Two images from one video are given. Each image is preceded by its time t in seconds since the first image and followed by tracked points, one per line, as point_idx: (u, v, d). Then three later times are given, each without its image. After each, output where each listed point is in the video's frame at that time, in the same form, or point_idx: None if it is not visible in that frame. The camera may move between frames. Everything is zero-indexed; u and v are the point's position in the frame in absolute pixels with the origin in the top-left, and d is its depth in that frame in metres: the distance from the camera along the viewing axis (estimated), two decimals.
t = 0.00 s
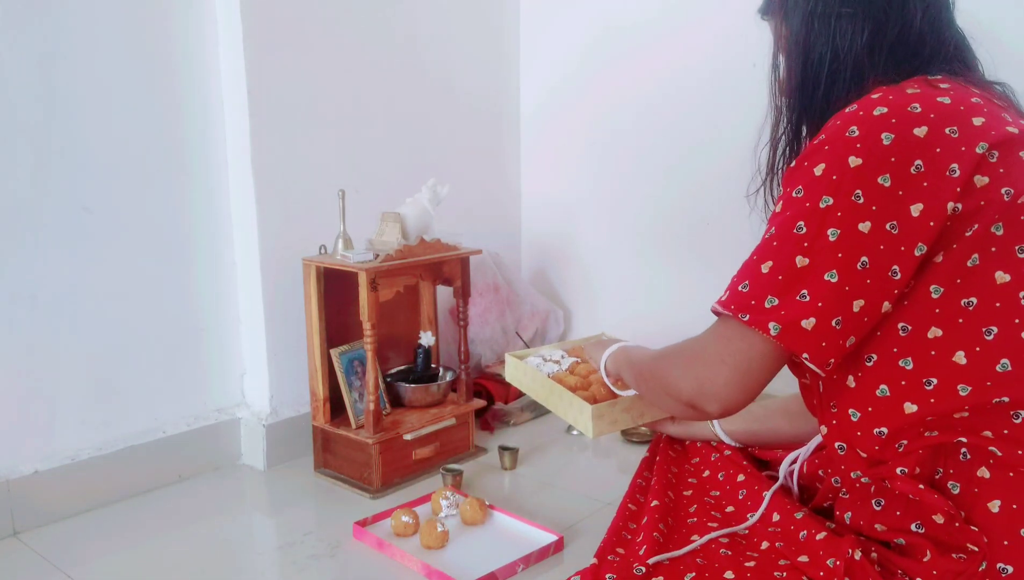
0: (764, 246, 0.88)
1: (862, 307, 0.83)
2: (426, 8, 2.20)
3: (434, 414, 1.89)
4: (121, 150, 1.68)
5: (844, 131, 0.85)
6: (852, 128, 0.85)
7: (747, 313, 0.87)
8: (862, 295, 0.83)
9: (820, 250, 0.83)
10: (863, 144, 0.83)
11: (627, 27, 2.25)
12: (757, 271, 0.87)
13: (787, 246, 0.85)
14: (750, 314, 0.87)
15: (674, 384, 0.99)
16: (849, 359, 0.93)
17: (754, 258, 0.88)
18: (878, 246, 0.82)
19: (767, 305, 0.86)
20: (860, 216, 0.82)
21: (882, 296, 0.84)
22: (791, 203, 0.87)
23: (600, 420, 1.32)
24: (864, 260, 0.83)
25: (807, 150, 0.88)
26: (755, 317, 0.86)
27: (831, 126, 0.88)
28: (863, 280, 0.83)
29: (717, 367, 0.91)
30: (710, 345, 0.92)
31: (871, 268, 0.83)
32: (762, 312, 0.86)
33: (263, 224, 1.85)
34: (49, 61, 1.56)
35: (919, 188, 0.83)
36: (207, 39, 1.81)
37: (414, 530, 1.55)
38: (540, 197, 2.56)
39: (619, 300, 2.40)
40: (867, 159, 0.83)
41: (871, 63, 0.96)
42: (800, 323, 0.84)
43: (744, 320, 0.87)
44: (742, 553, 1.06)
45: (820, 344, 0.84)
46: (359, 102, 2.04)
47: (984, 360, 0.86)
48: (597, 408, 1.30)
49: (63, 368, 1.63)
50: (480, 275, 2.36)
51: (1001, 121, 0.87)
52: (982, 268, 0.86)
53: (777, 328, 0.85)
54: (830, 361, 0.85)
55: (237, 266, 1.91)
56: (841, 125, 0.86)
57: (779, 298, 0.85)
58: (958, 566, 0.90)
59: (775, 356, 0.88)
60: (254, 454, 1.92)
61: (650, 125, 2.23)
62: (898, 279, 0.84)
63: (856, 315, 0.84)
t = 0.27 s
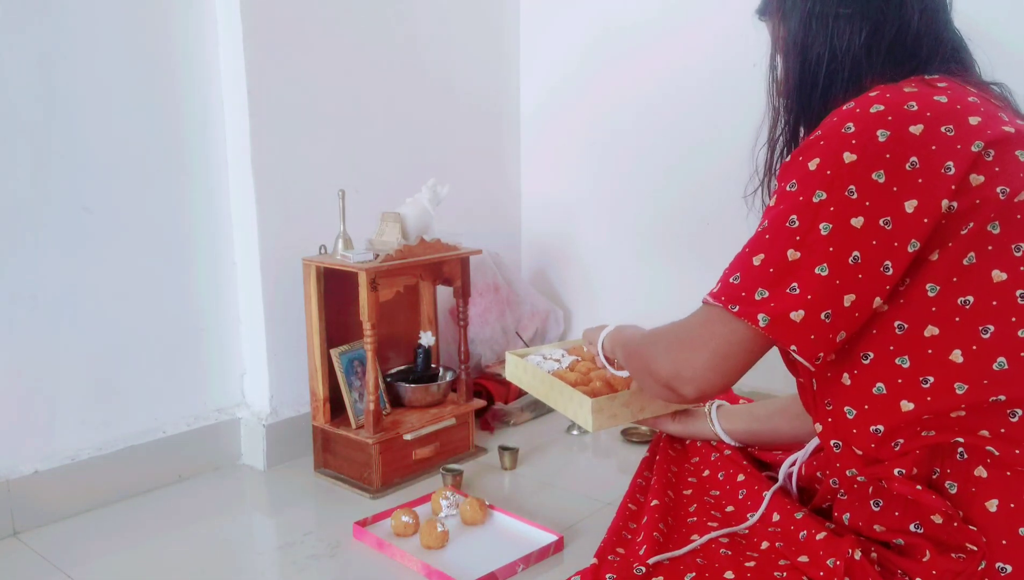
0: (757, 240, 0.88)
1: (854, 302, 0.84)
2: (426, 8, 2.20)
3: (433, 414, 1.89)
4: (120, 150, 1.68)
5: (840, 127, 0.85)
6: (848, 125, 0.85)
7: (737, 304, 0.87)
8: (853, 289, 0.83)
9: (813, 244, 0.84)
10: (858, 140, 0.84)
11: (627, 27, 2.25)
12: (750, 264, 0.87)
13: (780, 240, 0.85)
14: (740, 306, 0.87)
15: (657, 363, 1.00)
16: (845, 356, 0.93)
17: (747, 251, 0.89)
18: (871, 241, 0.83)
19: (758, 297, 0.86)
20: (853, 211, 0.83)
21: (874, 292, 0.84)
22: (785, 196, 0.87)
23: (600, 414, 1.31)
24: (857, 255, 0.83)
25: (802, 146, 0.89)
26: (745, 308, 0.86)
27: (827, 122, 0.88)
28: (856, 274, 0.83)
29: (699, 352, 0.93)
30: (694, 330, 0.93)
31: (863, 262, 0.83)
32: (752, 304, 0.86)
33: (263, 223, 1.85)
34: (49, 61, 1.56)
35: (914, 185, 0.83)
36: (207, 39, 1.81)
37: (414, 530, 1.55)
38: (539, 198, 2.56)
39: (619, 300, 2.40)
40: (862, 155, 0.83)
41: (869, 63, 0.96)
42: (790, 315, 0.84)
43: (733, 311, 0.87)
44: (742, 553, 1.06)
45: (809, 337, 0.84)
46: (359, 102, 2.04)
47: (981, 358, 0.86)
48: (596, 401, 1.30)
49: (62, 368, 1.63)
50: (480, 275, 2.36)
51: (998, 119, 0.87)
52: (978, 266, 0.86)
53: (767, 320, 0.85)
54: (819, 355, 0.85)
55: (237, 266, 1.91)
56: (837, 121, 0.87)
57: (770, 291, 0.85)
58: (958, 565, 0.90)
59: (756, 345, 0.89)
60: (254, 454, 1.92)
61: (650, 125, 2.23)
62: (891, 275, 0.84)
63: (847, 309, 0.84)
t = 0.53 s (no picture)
0: (744, 241, 0.88)
1: (841, 303, 0.84)
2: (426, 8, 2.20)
3: (433, 414, 1.89)
4: (120, 150, 1.68)
5: (828, 130, 0.86)
6: (836, 127, 0.85)
7: (722, 304, 0.88)
8: (840, 291, 0.83)
9: (799, 246, 0.84)
10: (845, 143, 0.84)
11: (627, 28, 2.25)
12: (735, 264, 0.88)
13: (766, 242, 0.86)
14: (725, 305, 0.88)
15: (643, 361, 1.02)
16: (836, 357, 0.94)
17: (733, 252, 0.89)
18: (858, 243, 0.83)
19: (743, 298, 0.86)
20: (839, 213, 0.83)
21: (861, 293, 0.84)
22: (772, 199, 0.88)
23: (598, 410, 1.29)
24: (843, 256, 0.83)
25: (791, 148, 0.89)
26: (730, 308, 0.87)
27: (816, 126, 0.88)
28: (843, 275, 0.83)
29: (682, 351, 0.94)
30: (678, 328, 0.94)
31: (850, 263, 0.83)
32: (737, 304, 0.87)
33: (263, 223, 1.85)
34: (49, 62, 1.56)
35: (902, 185, 0.82)
36: (207, 39, 1.81)
37: (414, 530, 1.55)
38: (540, 198, 2.56)
39: (619, 300, 2.39)
40: (849, 157, 0.83)
41: (858, 67, 0.96)
42: (773, 315, 0.84)
43: (718, 310, 0.88)
44: (741, 553, 1.06)
45: (793, 337, 0.85)
46: (359, 102, 2.04)
47: (972, 358, 0.86)
48: (597, 398, 1.28)
49: (63, 368, 1.63)
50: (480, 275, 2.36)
51: (987, 119, 0.87)
52: (968, 267, 0.86)
53: (750, 319, 0.86)
54: (805, 354, 0.86)
55: (237, 266, 1.91)
56: (825, 124, 0.87)
57: (755, 291, 0.86)
58: (956, 565, 0.90)
59: (737, 345, 0.90)
60: (254, 454, 1.92)
61: (650, 126, 2.23)
62: (879, 275, 0.83)
63: (834, 311, 0.84)
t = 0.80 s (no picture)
0: (744, 236, 0.88)
1: (840, 299, 0.84)
2: (426, 9, 2.20)
3: (434, 414, 1.89)
4: (120, 150, 1.68)
5: (831, 127, 0.85)
6: (838, 125, 0.85)
7: (722, 298, 0.88)
8: (840, 287, 0.83)
9: (799, 242, 0.84)
10: (847, 140, 0.84)
11: (627, 29, 2.25)
12: (735, 258, 0.87)
13: (766, 237, 0.85)
14: (724, 300, 0.87)
15: (641, 355, 1.01)
16: (838, 356, 0.93)
17: (733, 247, 0.89)
18: (858, 240, 0.83)
19: (742, 293, 0.86)
20: (840, 210, 0.83)
21: (860, 290, 0.84)
22: (774, 194, 0.87)
23: (599, 408, 1.27)
24: (843, 252, 0.83)
25: (793, 144, 0.88)
26: (728, 302, 0.87)
27: (819, 123, 0.88)
28: (843, 272, 0.83)
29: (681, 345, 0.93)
30: (679, 321, 0.93)
31: (850, 260, 0.83)
32: (735, 299, 0.86)
33: (263, 223, 1.85)
34: (49, 61, 1.56)
35: (903, 183, 0.82)
36: (207, 39, 1.81)
37: (414, 530, 1.55)
38: (540, 198, 2.56)
39: (619, 300, 2.39)
40: (851, 154, 0.83)
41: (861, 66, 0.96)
42: (771, 310, 0.84)
43: (717, 305, 0.87)
44: (742, 553, 1.06)
45: (791, 332, 0.84)
46: (359, 102, 2.04)
47: (974, 357, 0.86)
48: (597, 395, 1.26)
49: (63, 368, 1.63)
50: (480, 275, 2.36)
51: (990, 119, 0.86)
52: (970, 266, 0.86)
53: (750, 313, 0.85)
54: (803, 350, 0.86)
55: (237, 266, 1.91)
56: (828, 122, 0.87)
57: (754, 286, 0.86)
58: (956, 565, 0.89)
59: (737, 341, 0.89)
60: (254, 454, 1.92)
61: (650, 127, 2.23)
62: (878, 272, 0.83)
63: (833, 307, 0.84)
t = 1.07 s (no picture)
0: (744, 227, 0.87)
1: (838, 292, 0.83)
2: (426, 10, 2.20)
3: (434, 414, 1.89)
4: (120, 150, 1.68)
5: (835, 122, 0.86)
6: (841, 120, 0.85)
7: (720, 286, 0.87)
8: (839, 279, 0.83)
9: (799, 234, 0.84)
10: (850, 135, 0.84)
11: (627, 30, 2.25)
12: (735, 248, 0.87)
13: (767, 228, 0.85)
14: (722, 287, 0.87)
15: (632, 341, 0.98)
16: (838, 354, 0.93)
17: (733, 237, 0.88)
18: (859, 233, 0.82)
19: (741, 282, 0.85)
20: (841, 204, 0.83)
21: (859, 284, 0.83)
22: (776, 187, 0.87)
23: (598, 406, 1.28)
24: (843, 245, 0.82)
25: (795, 139, 0.88)
26: (726, 290, 0.86)
27: (823, 118, 0.88)
28: (842, 265, 0.83)
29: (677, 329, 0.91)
30: (674, 306, 0.92)
31: (849, 253, 0.83)
32: (734, 288, 0.86)
33: (263, 223, 1.85)
34: (49, 61, 1.56)
35: (904, 179, 0.82)
36: (207, 39, 1.81)
37: (414, 529, 1.55)
38: (540, 198, 2.56)
39: (619, 300, 2.39)
40: (855, 149, 0.83)
41: (861, 66, 0.96)
42: (769, 300, 0.84)
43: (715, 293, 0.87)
44: (742, 553, 1.06)
45: (788, 323, 0.84)
46: (359, 103, 2.04)
47: (975, 356, 0.86)
48: (595, 394, 1.26)
49: (63, 368, 1.63)
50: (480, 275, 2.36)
51: (991, 118, 0.87)
52: (971, 265, 0.86)
53: (747, 302, 0.85)
54: (799, 342, 0.85)
55: (237, 266, 1.91)
56: (831, 117, 0.87)
57: (753, 276, 0.85)
58: (956, 564, 0.90)
59: (737, 327, 0.88)
60: (254, 454, 1.92)
61: (651, 128, 2.23)
62: (878, 267, 0.83)
63: (832, 300, 0.84)
